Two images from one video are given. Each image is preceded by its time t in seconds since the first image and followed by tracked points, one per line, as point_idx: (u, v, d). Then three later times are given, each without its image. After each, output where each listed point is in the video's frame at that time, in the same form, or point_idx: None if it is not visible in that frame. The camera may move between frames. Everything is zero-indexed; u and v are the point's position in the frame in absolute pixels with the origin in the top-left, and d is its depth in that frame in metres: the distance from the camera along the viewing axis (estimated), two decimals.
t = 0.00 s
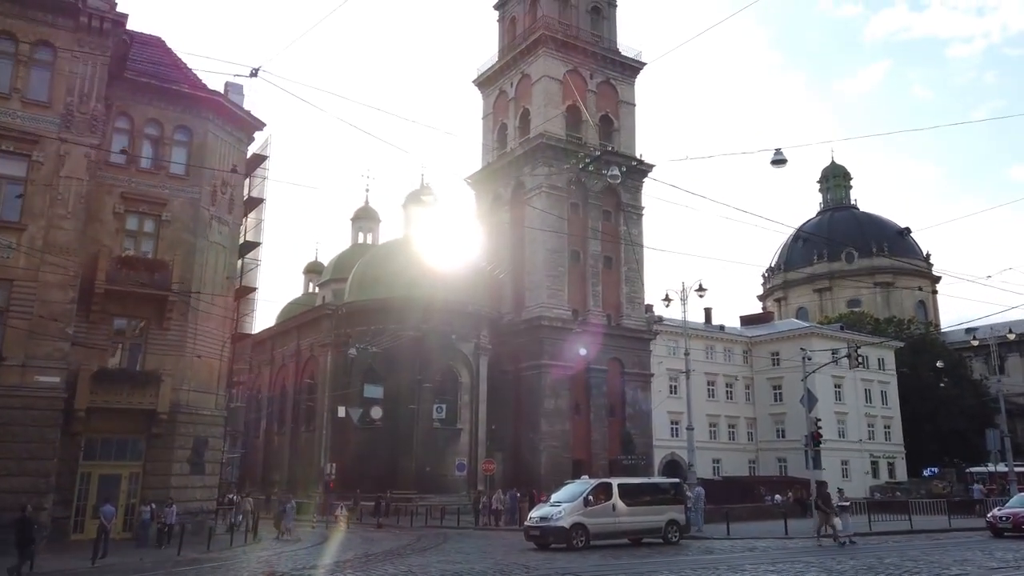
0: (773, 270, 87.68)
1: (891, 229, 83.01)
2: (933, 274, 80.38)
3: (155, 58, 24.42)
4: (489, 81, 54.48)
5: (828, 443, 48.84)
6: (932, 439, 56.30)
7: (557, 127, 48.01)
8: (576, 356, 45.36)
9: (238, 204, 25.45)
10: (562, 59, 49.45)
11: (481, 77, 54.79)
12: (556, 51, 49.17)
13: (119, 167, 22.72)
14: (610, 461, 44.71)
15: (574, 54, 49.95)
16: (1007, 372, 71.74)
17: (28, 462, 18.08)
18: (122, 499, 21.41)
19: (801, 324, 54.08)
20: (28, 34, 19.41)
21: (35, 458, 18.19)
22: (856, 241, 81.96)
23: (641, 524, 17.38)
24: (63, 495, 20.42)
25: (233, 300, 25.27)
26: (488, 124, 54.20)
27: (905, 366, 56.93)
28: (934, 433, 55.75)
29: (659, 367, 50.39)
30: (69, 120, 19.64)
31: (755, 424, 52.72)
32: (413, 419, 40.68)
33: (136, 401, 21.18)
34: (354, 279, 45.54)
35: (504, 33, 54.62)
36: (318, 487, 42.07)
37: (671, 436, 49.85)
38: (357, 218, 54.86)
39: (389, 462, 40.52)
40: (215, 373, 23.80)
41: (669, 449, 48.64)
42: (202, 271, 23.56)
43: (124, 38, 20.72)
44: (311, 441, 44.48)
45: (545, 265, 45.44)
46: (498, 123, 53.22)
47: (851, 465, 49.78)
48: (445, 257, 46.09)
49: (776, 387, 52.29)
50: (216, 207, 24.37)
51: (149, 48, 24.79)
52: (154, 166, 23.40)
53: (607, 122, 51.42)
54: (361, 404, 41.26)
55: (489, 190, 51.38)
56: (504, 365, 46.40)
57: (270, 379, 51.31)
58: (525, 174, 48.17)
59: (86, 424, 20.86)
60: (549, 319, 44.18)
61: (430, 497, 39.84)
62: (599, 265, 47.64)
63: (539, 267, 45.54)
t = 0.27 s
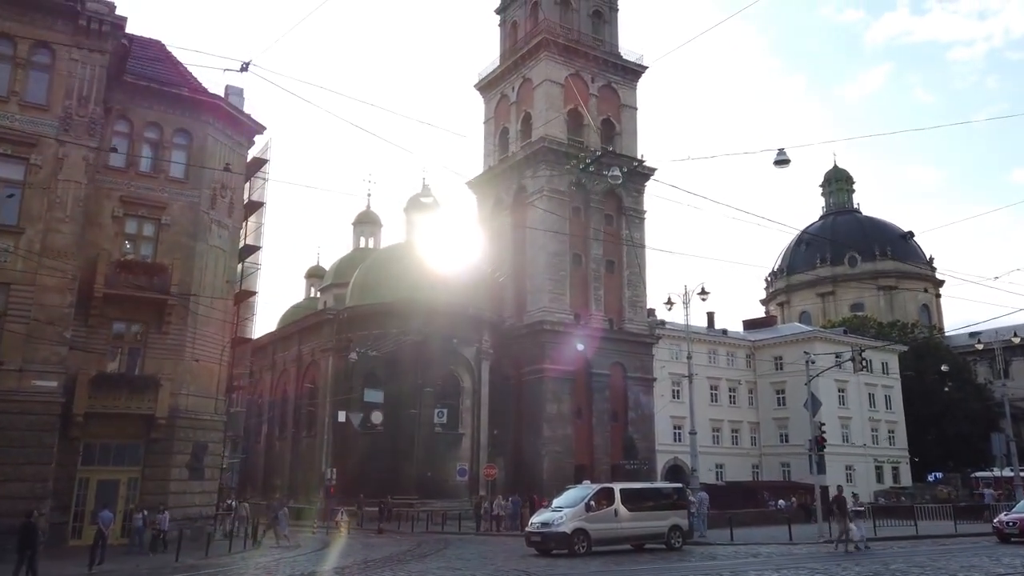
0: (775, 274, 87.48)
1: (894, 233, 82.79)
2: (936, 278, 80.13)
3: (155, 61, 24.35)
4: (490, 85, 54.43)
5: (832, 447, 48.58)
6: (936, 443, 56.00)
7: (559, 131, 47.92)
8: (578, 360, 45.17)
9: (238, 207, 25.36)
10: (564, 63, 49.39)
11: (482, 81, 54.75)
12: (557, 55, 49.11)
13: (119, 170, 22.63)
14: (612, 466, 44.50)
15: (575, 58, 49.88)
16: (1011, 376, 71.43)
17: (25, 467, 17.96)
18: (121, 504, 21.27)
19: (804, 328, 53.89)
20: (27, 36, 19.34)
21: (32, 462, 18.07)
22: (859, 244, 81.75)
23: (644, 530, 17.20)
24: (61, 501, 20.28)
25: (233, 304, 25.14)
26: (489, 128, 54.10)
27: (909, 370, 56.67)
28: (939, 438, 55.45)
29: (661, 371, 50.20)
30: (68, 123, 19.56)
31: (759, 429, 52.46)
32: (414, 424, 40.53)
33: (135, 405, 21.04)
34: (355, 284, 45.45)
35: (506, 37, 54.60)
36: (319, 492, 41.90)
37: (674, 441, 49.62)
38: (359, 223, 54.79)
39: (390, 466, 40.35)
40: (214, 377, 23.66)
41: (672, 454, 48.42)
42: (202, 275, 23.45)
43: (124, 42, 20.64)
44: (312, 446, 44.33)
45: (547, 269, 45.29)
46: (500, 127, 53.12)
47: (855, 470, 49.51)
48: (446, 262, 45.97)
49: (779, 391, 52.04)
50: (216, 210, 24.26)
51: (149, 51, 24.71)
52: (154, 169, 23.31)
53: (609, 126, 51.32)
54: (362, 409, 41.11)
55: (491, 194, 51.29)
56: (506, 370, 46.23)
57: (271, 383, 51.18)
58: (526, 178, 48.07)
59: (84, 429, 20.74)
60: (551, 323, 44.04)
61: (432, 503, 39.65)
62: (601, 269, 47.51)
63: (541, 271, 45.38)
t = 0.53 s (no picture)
0: (775, 278, 87.35)
1: (893, 237, 82.70)
2: (936, 282, 80.01)
3: (153, 64, 24.24)
4: (490, 89, 54.36)
5: (833, 452, 48.36)
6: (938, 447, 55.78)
7: (558, 135, 47.83)
8: (578, 365, 45.00)
9: (236, 210, 25.23)
10: (563, 67, 49.31)
11: (482, 85, 54.68)
12: (556, 58, 49.03)
13: (115, 173, 22.49)
14: (612, 470, 44.29)
15: (574, 62, 49.82)
16: (1012, 380, 71.27)
17: (19, 471, 17.82)
18: (116, 509, 21.07)
19: (805, 332, 53.73)
20: (23, 38, 19.24)
21: (26, 467, 17.92)
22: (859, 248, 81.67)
23: (644, 535, 16.99)
24: (55, 506, 20.08)
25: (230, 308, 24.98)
26: (489, 132, 53.98)
27: (910, 374, 56.50)
28: (940, 442, 55.28)
29: (661, 376, 50.01)
30: (63, 125, 19.43)
31: (759, 434, 52.25)
32: (412, 428, 40.34)
33: (131, 409, 20.89)
34: (354, 288, 45.29)
35: (505, 41, 54.56)
36: (318, 497, 41.69)
37: (675, 445, 49.40)
38: (358, 227, 54.67)
39: (389, 471, 40.15)
40: (211, 381, 23.48)
41: (672, 459, 48.21)
42: (198, 277, 23.28)
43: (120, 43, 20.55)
44: (311, 450, 44.12)
45: (546, 273, 45.13)
46: (499, 130, 52.99)
47: (856, 475, 49.28)
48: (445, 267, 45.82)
49: (780, 396, 51.83)
50: (213, 213, 24.12)
51: (146, 54, 24.59)
52: (151, 172, 23.17)
53: (608, 130, 51.25)
54: (360, 413, 40.92)
55: (490, 197, 51.16)
56: (506, 374, 46.05)
57: (269, 388, 50.98)
58: (526, 182, 47.95)
59: (79, 434, 20.56)
60: (550, 327, 43.89)
61: (431, 508, 39.44)
62: (601, 274, 47.37)
63: (540, 275, 45.23)
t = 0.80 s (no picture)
0: (774, 281, 87.27)
1: (892, 240, 82.64)
2: (935, 285, 79.94)
3: (148, 65, 24.12)
4: (488, 91, 54.28)
5: (832, 455, 48.21)
6: (937, 450, 55.63)
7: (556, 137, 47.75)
8: (577, 367, 44.86)
9: (232, 212, 25.09)
10: (562, 70, 49.23)
11: (480, 88, 54.60)
12: (555, 61, 48.96)
13: (110, 174, 22.35)
14: (610, 473, 44.12)
15: (573, 64, 49.75)
16: (1011, 383, 71.15)
17: (11, 475, 17.69)
18: (110, 513, 20.91)
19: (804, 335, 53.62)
20: (16, 38, 19.12)
21: (18, 471, 17.80)
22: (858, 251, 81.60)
23: (642, 539, 16.82)
24: (48, 509, 19.90)
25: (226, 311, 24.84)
26: (487, 134, 53.87)
27: (910, 377, 56.36)
28: (939, 445, 55.14)
29: (660, 378, 49.84)
30: (57, 125, 19.30)
31: (758, 437, 52.09)
32: (409, 431, 40.18)
33: (125, 412, 20.73)
34: (352, 290, 45.15)
35: (504, 43, 54.49)
36: (315, 501, 41.49)
37: (673, 448, 49.23)
38: (356, 230, 54.53)
39: (387, 475, 39.96)
40: (206, 384, 23.32)
41: (671, 462, 48.03)
42: (193, 279, 23.14)
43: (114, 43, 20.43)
44: (308, 453, 43.94)
45: (545, 275, 45.00)
46: (497, 132, 52.88)
47: (855, 478, 49.13)
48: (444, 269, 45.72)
49: (779, 399, 51.68)
50: (209, 215, 23.99)
51: (141, 55, 24.47)
52: (146, 173, 23.01)
53: (607, 132, 51.16)
54: (358, 417, 40.75)
55: (489, 200, 51.05)
56: (504, 377, 45.89)
57: (267, 391, 50.81)
58: (524, 184, 47.85)
59: (72, 436, 20.39)
60: (549, 330, 43.74)
61: (429, 511, 39.26)
62: (600, 276, 47.24)
63: (538, 277, 45.11)
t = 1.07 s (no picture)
0: (772, 282, 87.24)
1: (890, 241, 82.58)
2: (934, 286, 79.86)
3: (141, 64, 23.97)
4: (485, 93, 54.19)
5: (830, 456, 48.10)
6: (936, 451, 55.51)
7: (554, 138, 47.64)
8: (574, 369, 44.73)
9: (227, 213, 24.94)
10: (559, 70, 49.15)
11: (477, 89, 54.50)
12: (552, 62, 48.87)
13: (103, 174, 22.20)
14: (608, 475, 43.97)
15: (570, 65, 49.67)
16: (1010, 384, 71.13)
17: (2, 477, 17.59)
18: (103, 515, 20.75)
19: (801, 336, 53.53)
20: (8, 36, 18.98)
21: (9, 473, 17.72)
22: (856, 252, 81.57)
23: (638, 540, 16.67)
24: (40, 512, 19.73)
25: (220, 312, 24.71)
26: (484, 135, 53.76)
27: (908, 378, 56.28)
28: (937, 446, 55.07)
29: (658, 380, 49.71)
30: (48, 124, 19.16)
31: (756, 438, 51.96)
32: (405, 433, 40.05)
33: (117, 414, 20.60)
34: (349, 291, 45.00)
35: (501, 45, 54.42)
36: (311, 503, 41.31)
37: (671, 450, 49.08)
38: (353, 231, 54.40)
39: (384, 476, 39.81)
40: (199, 385, 23.17)
41: (669, 463, 47.88)
42: (187, 279, 22.98)
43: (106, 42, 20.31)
44: (305, 455, 43.77)
45: (542, 277, 44.86)
46: (494, 133, 52.78)
47: (853, 479, 49.01)
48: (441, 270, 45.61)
49: (777, 400, 51.57)
50: (203, 215, 23.85)
51: (133, 54, 24.30)
52: (139, 172, 22.85)
53: (604, 133, 51.05)
54: (354, 418, 40.58)
55: (486, 201, 50.93)
56: (502, 379, 45.75)
57: (263, 392, 50.63)
58: (522, 185, 47.75)
59: (65, 438, 20.24)
60: (546, 331, 43.61)
61: (425, 513, 39.09)
62: (597, 277, 47.13)
63: (536, 279, 44.98)
